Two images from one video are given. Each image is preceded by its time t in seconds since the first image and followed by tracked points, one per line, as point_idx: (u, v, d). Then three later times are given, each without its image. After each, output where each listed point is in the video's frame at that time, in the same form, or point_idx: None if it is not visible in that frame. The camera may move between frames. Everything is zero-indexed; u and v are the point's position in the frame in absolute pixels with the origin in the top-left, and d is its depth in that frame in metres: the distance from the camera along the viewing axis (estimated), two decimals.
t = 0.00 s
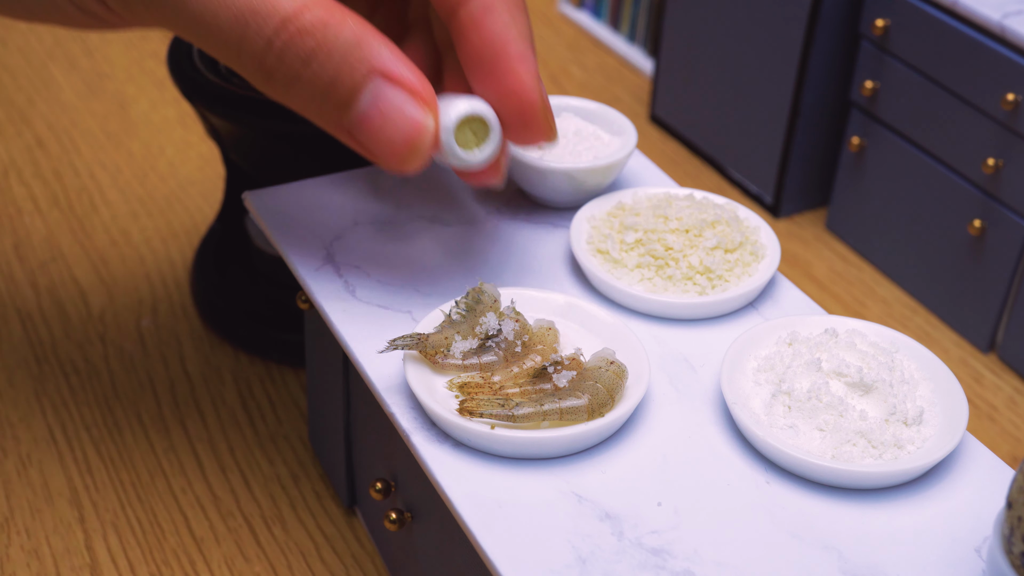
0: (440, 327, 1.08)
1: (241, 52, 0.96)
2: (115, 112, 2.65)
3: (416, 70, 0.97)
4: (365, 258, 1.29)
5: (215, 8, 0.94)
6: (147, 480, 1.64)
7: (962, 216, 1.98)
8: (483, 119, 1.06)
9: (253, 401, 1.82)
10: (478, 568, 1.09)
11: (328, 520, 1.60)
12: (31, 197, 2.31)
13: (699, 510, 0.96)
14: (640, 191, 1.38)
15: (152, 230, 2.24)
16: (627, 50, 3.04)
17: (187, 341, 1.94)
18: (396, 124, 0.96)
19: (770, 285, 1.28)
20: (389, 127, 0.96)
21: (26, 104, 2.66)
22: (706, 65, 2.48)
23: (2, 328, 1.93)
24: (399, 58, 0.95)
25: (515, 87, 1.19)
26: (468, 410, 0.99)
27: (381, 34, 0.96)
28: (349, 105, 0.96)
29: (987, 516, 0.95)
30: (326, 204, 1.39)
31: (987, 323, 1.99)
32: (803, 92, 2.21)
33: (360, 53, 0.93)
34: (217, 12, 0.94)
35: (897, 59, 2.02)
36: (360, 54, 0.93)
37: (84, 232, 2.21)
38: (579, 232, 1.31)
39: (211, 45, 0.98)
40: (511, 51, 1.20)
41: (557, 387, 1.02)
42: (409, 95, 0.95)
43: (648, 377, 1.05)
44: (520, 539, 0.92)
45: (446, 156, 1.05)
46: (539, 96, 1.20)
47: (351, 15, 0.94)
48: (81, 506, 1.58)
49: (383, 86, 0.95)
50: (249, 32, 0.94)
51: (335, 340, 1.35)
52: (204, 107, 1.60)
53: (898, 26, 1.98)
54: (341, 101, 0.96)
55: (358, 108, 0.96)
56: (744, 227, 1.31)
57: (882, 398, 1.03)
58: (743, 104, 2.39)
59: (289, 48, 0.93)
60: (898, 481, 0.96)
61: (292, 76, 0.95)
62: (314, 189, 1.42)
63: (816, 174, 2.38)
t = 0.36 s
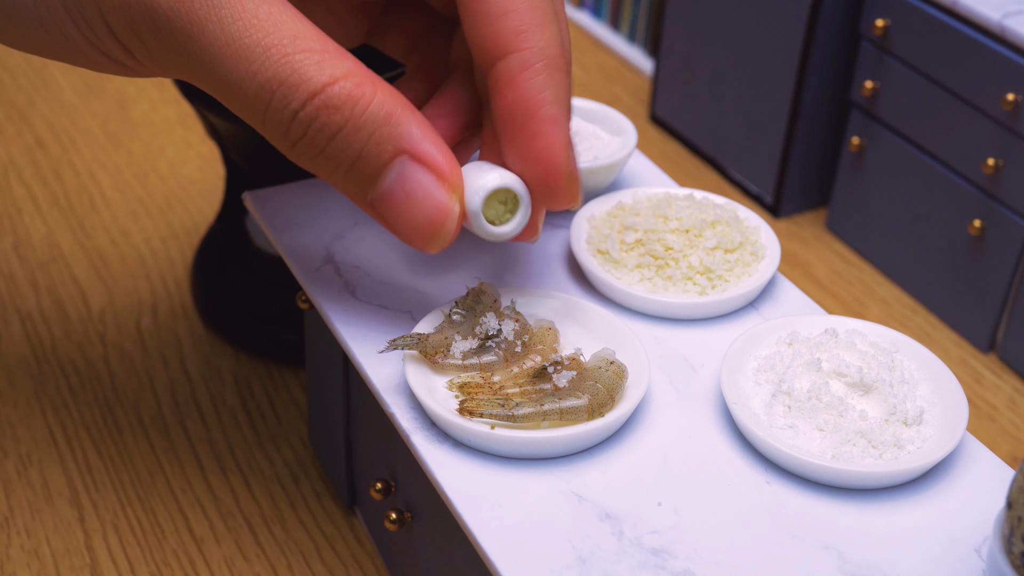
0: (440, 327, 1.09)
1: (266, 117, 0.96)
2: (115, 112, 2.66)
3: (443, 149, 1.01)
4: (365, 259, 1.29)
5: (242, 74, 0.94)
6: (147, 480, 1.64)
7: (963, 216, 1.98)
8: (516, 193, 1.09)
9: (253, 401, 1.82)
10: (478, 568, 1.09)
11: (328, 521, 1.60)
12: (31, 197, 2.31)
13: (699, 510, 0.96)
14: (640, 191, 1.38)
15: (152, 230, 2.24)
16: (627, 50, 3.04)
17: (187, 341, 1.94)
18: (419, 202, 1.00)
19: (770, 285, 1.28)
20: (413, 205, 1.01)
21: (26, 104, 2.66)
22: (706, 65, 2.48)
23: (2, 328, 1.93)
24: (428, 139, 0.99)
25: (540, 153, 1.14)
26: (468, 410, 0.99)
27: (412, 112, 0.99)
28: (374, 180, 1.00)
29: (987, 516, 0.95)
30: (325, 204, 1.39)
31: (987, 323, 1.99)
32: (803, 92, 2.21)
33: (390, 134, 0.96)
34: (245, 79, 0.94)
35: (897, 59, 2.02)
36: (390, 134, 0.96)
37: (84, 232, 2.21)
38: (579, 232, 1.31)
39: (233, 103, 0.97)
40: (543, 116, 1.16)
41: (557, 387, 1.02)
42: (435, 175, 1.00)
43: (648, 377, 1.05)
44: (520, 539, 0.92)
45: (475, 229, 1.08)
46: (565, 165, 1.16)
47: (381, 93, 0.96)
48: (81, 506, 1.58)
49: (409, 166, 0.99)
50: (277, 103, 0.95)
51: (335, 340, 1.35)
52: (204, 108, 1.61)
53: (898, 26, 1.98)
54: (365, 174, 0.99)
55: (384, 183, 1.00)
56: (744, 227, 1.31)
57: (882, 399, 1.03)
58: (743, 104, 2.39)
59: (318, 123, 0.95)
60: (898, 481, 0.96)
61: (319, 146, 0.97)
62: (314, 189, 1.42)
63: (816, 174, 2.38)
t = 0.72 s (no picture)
0: (440, 327, 1.09)
1: (285, 80, 0.82)
2: (115, 112, 2.66)
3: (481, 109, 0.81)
4: (365, 259, 1.29)
5: (252, 36, 0.79)
6: (147, 480, 1.64)
7: (963, 216, 1.98)
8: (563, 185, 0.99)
9: (253, 401, 1.81)
10: (478, 567, 1.09)
11: (328, 521, 1.60)
12: (31, 197, 2.31)
13: (699, 510, 0.96)
14: (640, 191, 1.38)
15: (152, 230, 2.24)
16: (627, 50, 3.04)
17: (187, 341, 1.94)
18: (456, 170, 0.80)
19: (770, 285, 1.28)
20: (449, 175, 0.80)
21: (26, 104, 2.66)
22: (706, 65, 2.48)
23: (2, 328, 1.93)
24: (467, 98, 0.80)
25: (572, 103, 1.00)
26: (468, 410, 0.99)
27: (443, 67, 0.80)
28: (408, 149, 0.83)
29: (987, 516, 0.95)
30: (326, 204, 1.39)
31: (987, 323, 1.99)
32: (803, 92, 2.21)
33: (420, 96, 0.79)
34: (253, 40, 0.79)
35: (897, 59, 2.02)
36: (420, 97, 0.79)
37: (84, 232, 2.21)
38: (579, 232, 1.31)
39: (246, 65, 0.83)
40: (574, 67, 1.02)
41: (557, 387, 1.02)
42: (475, 141, 0.80)
43: (648, 377, 1.05)
44: (520, 539, 0.92)
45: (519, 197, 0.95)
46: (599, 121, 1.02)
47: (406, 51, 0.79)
48: (81, 506, 1.58)
49: (442, 129, 0.79)
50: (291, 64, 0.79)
51: (335, 340, 1.35)
52: (205, 108, 1.61)
53: (898, 26, 1.98)
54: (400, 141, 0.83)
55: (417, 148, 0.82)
56: (744, 227, 1.31)
57: (882, 399, 1.03)
58: (744, 103, 2.39)
59: (342, 88, 0.80)
60: (897, 481, 0.96)
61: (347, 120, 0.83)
62: (313, 189, 1.42)
63: (816, 174, 2.38)
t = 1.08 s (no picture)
0: (440, 327, 1.09)
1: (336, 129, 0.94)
2: (115, 112, 2.66)
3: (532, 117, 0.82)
4: (365, 258, 1.29)
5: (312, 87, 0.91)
6: (147, 480, 1.64)
7: (963, 216, 1.98)
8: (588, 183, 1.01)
9: (253, 401, 1.81)
10: (478, 568, 1.09)
11: (328, 521, 1.60)
12: (31, 197, 2.31)
13: (699, 511, 0.96)
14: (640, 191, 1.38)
15: (152, 230, 2.24)
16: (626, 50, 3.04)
17: (188, 341, 1.94)
18: (492, 180, 0.73)
19: (770, 285, 1.28)
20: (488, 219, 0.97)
21: (26, 104, 2.66)
22: (706, 65, 2.48)
23: (2, 328, 1.93)
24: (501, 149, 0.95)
25: (610, 111, 0.89)
26: (468, 410, 0.99)
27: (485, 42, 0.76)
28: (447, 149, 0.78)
29: (987, 516, 0.95)
30: (325, 204, 1.39)
31: (987, 323, 1.99)
32: (803, 92, 2.21)
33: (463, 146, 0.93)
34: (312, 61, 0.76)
35: (897, 59, 2.02)
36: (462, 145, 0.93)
37: (84, 232, 2.21)
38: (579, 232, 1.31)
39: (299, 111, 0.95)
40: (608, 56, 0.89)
41: (557, 387, 1.02)
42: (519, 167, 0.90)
43: (648, 376, 1.05)
44: (520, 539, 0.92)
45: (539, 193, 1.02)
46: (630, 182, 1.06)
47: (459, 48, 0.74)
48: (81, 506, 1.58)
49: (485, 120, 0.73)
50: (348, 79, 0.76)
51: (335, 340, 1.35)
52: (204, 108, 1.61)
53: (899, 26, 1.98)
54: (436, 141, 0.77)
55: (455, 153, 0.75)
56: (744, 227, 1.31)
57: (882, 399, 1.03)
58: (744, 104, 2.39)
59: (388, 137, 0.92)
60: (898, 481, 0.96)
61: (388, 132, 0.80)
62: (313, 189, 1.42)
63: (816, 174, 2.38)
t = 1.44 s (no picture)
0: (440, 327, 1.09)
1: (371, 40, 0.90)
2: (115, 112, 2.66)
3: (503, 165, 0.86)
4: (365, 259, 1.29)
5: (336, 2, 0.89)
6: (147, 480, 1.64)
7: (963, 216, 1.98)
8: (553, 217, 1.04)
9: (253, 401, 1.81)
10: (478, 568, 1.09)
11: (328, 520, 1.60)
12: (31, 198, 2.31)
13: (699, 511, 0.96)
14: (640, 191, 1.39)
15: (152, 229, 2.24)
16: (627, 50, 3.04)
17: (188, 341, 1.94)
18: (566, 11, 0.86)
19: (770, 285, 1.28)
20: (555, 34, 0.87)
21: (26, 104, 2.66)
22: (706, 65, 2.48)
23: (2, 329, 1.93)
24: None
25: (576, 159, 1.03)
26: (468, 411, 0.99)
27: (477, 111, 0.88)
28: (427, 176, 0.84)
29: (987, 516, 0.95)
30: (325, 204, 1.39)
31: (987, 323, 1.99)
32: (803, 93, 2.21)
33: None
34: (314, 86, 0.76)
35: (897, 59, 2.02)
36: None
37: (84, 232, 2.21)
38: (579, 232, 1.31)
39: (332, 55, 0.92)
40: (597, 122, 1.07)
41: (557, 387, 1.02)
42: None
43: (648, 377, 1.05)
44: (521, 539, 0.92)
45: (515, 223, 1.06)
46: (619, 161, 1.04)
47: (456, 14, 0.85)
48: (81, 506, 1.58)
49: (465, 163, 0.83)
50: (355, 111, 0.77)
51: (335, 341, 1.35)
52: (204, 108, 1.62)
53: (898, 26, 1.98)
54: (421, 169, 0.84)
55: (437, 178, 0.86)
56: (744, 227, 1.31)
57: (882, 399, 1.03)
58: (744, 104, 2.39)
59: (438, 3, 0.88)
60: (897, 481, 0.96)
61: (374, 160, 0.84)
62: (313, 189, 1.42)
63: (816, 175, 2.38)
